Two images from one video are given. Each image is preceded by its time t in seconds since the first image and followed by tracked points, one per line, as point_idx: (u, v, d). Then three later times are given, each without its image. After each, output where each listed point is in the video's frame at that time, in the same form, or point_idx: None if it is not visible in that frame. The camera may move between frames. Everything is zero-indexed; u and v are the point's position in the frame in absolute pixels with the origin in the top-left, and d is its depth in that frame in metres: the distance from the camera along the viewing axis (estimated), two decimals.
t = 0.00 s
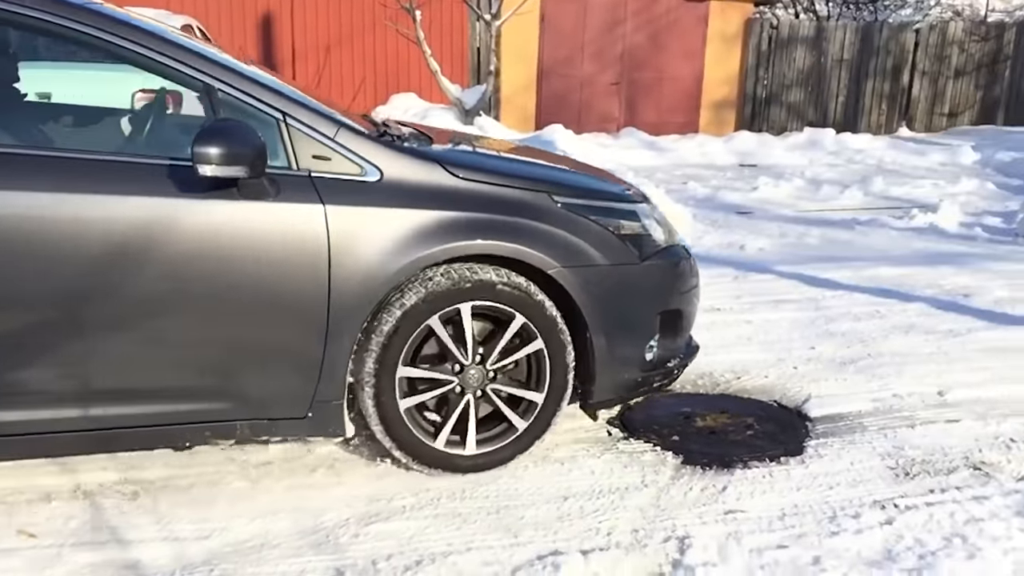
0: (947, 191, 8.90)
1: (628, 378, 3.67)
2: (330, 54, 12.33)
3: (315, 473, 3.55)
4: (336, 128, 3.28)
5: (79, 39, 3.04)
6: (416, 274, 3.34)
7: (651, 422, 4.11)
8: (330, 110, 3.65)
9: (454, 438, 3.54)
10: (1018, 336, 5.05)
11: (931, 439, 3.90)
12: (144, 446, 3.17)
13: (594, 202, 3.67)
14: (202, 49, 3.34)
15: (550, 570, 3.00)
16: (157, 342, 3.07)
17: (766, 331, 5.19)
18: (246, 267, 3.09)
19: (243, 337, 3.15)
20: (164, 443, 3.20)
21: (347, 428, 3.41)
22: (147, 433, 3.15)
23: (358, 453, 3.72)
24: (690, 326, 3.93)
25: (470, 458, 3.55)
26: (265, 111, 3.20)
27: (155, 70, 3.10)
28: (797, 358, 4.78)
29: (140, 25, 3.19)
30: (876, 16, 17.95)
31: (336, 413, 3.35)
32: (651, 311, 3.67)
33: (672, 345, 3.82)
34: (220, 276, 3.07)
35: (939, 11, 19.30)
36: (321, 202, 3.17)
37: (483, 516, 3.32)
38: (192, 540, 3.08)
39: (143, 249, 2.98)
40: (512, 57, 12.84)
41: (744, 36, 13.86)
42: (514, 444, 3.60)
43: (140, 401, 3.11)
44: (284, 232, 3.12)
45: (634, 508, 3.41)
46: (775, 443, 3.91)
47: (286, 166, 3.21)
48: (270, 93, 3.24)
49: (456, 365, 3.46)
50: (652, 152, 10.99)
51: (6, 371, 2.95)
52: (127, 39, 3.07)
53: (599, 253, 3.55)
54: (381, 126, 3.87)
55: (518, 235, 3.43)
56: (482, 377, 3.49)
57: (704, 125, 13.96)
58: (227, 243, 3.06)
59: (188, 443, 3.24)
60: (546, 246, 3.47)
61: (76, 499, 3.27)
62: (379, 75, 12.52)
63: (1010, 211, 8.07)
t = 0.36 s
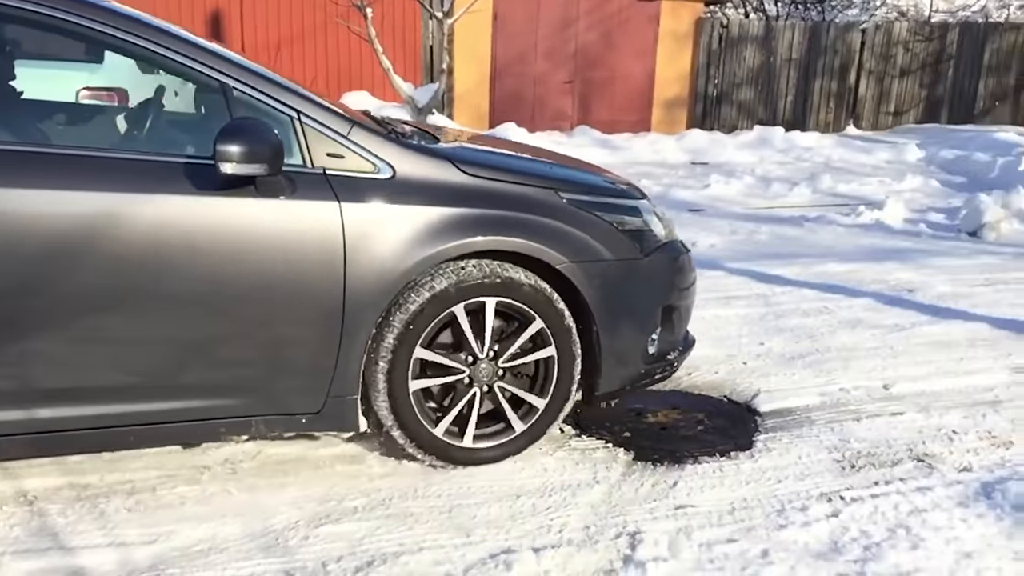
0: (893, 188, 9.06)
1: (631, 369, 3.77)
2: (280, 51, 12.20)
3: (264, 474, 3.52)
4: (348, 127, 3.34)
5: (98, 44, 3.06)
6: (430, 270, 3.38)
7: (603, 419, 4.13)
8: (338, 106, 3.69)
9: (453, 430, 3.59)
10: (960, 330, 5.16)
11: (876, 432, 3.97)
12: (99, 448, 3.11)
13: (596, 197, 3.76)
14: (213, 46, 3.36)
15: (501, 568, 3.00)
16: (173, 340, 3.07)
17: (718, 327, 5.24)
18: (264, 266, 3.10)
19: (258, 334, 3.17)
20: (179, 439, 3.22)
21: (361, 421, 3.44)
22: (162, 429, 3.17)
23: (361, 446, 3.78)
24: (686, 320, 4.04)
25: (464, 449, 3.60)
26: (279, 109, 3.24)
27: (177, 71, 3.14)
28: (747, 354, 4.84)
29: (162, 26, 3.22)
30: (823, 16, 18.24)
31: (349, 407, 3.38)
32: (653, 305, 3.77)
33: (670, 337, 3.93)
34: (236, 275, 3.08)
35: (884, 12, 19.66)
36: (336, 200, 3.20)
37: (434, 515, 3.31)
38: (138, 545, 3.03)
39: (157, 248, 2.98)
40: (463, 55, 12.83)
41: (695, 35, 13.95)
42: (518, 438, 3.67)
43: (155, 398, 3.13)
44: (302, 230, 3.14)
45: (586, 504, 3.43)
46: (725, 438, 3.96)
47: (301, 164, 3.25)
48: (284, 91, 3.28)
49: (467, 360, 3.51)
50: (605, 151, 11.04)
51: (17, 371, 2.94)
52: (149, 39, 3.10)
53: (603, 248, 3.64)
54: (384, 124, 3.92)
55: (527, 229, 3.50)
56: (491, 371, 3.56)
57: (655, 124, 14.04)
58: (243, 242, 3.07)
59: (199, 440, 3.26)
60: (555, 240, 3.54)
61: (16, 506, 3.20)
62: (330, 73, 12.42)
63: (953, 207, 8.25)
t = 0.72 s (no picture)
0: (838, 186, 9.22)
1: (629, 361, 3.88)
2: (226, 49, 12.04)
3: (208, 477, 3.47)
4: (357, 124, 3.43)
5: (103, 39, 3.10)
6: (437, 264, 3.45)
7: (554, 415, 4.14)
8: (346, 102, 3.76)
9: (443, 416, 3.62)
10: (901, 325, 5.27)
11: (820, 426, 4.03)
12: (32, 450, 3.04)
13: (595, 194, 3.86)
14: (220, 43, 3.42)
15: (450, 567, 2.99)
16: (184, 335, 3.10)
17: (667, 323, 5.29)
18: (275, 259, 3.15)
19: (269, 328, 3.20)
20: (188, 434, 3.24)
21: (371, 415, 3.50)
22: (172, 424, 3.19)
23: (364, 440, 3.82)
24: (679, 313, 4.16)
25: (454, 438, 3.63)
26: (290, 107, 3.32)
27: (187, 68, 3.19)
28: (695, 350, 4.89)
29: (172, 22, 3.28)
30: (769, 16, 18.49)
31: (360, 401, 3.44)
32: (650, 298, 3.88)
33: (666, 330, 4.05)
34: (247, 269, 3.12)
35: (828, 12, 20.00)
36: (345, 195, 3.28)
37: (383, 515, 3.29)
38: (78, 550, 2.96)
39: (167, 243, 3.00)
40: (413, 51, 12.79)
41: (644, 33, 13.99)
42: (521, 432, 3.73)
43: (165, 393, 3.15)
44: (313, 224, 3.20)
45: (535, 502, 3.43)
46: (672, 433, 3.99)
47: (311, 160, 3.32)
48: (294, 89, 3.35)
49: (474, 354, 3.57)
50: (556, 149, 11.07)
51: (24, 367, 2.95)
52: (163, 37, 3.16)
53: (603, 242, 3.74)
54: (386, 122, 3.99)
55: (531, 225, 3.59)
56: (496, 365, 3.62)
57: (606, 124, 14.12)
58: (253, 236, 3.11)
59: (204, 435, 3.27)
60: (558, 236, 3.64)
61: None
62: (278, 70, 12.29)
63: (896, 204, 8.41)
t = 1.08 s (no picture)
0: (788, 184, 9.34)
1: (628, 354, 3.97)
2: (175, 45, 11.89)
3: (157, 480, 3.41)
4: (367, 121, 3.49)
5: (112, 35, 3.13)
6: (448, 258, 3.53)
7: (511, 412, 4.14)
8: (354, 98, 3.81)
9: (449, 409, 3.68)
10: (848, 321, 5.35)
11: (769, 422, 4.08)
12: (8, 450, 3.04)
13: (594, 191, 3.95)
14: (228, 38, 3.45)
15: (401, 568, 2.97)
16: (179, 334, 3.14)
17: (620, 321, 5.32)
18: (284, 258, 3.22)
19: (279, 324, 3.27)
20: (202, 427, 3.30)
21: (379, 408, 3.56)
22: (187, 417, 3.25)
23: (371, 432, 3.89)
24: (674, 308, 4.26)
25: (458, 431, 3.69)
26: (301, 103, 3.36)
27: (196, 63, 3.24)
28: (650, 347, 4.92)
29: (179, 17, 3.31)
30: (721, 16, 18.69)
31: (369, 392, 3.51)
32: (648, 292, 3.98)
33: (662, 323, 4.15)
34: (256, 266, 3.18)
35: (778, 13, 20.26)
36: (358, 191, 3.34)
37: (334, 517, 3.26)
38: (20, 557, 2.89)
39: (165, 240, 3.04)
40: (366, 47, 12.75)
41: (597, 32, 14.03)
42: (526, 426, 3.79)
43: (177, 388, 3.20)
44: (318, 220, 3.26)
45: (488, 501, 3.42)
46: (625, 430, 4.01)
47: (323, 158, 3.38)
48: (305, 85, 3.39)
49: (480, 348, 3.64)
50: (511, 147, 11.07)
51: (10, 366, 2.95)
52: (179, 35, 3.20)
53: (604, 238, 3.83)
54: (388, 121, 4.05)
55: (537, 221, 3.67)
56: (501, 360, 3.69)
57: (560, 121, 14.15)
58: (256, 233, 3.17)
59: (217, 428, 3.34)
60: (561, 233, 3.72)
61: None
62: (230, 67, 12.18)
63: (845, 202, 8.55)
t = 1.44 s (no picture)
0: (741, 182, 9.44)
1: (627, 349, 4.04)
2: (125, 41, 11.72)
3: (104, 486, 3.35)
4: (376, 121, 3.52)
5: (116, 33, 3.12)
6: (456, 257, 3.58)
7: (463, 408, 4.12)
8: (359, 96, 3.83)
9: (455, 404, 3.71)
10: (799, 318, 5.42)
11: (722, 418, 4.12)
12: None
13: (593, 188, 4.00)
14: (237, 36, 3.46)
15: (354, 570, 2.95)
16: (180, 333, 3.14)
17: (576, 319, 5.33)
18: (292, 254, 3.24)
19: (287, 321, 3.29)
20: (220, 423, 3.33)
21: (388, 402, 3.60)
22: (204, 412, 3.27)
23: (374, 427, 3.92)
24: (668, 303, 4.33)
25: (463, 425, 3.72)
26: (313, 104, 3.38)
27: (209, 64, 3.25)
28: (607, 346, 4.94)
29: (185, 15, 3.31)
30: (674, 16, 18.84)
31: (380, 388, 3.54)
32: (646, 289, 4.05)
33: (658, 319, 4.22)
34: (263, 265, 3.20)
35: (731, 14, 20.48)
36: (370, 190, 3.37)
37: (287, 519, 3.23)
38: None
39: (164, 240, 3.04)
40: (318, 43, 12.75)
41: (552, 31, 14.08)
42: (528, 420, 3.83)
43: (186, 386, 3.21)
44: (324, 215, 3.29)
45: (442, 501, 3.41)
46: (580, 429, 4.02)
47: (332, 155, 3.40)
48: (316, 85, 3.41)
49: (484, 344, 3.68)
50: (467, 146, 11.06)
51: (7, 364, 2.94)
52: (185, 33, 3.22)
53: (603, 236, 3.89)
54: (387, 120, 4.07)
55: (540, 218, 3.72)
56: (505, 357, 3.73)
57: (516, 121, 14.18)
58: (259, 229, 3.18)
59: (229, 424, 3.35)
60: (563, 231, 3.77)
61: None
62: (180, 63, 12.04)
63: (796, 200, 8.66)
